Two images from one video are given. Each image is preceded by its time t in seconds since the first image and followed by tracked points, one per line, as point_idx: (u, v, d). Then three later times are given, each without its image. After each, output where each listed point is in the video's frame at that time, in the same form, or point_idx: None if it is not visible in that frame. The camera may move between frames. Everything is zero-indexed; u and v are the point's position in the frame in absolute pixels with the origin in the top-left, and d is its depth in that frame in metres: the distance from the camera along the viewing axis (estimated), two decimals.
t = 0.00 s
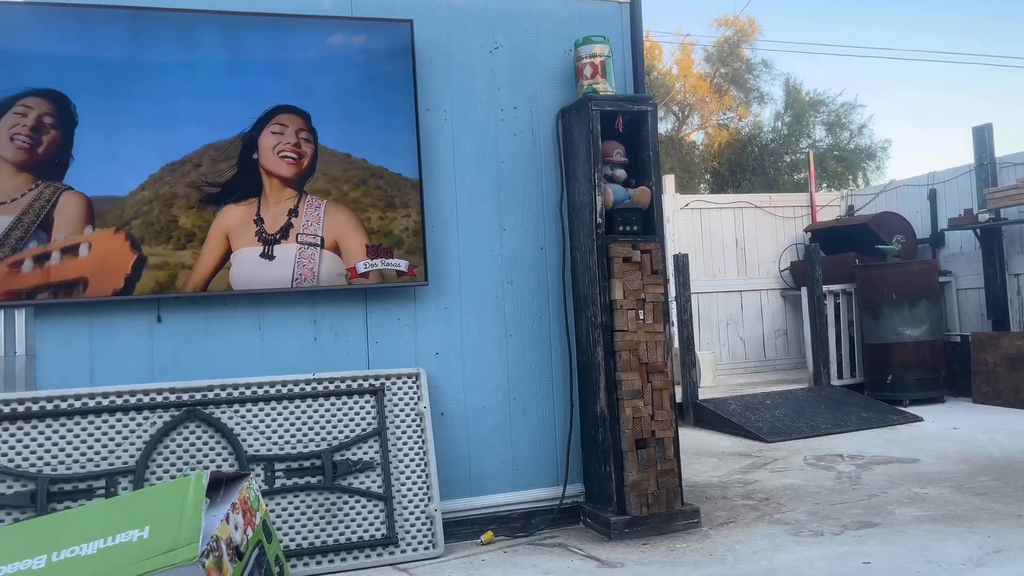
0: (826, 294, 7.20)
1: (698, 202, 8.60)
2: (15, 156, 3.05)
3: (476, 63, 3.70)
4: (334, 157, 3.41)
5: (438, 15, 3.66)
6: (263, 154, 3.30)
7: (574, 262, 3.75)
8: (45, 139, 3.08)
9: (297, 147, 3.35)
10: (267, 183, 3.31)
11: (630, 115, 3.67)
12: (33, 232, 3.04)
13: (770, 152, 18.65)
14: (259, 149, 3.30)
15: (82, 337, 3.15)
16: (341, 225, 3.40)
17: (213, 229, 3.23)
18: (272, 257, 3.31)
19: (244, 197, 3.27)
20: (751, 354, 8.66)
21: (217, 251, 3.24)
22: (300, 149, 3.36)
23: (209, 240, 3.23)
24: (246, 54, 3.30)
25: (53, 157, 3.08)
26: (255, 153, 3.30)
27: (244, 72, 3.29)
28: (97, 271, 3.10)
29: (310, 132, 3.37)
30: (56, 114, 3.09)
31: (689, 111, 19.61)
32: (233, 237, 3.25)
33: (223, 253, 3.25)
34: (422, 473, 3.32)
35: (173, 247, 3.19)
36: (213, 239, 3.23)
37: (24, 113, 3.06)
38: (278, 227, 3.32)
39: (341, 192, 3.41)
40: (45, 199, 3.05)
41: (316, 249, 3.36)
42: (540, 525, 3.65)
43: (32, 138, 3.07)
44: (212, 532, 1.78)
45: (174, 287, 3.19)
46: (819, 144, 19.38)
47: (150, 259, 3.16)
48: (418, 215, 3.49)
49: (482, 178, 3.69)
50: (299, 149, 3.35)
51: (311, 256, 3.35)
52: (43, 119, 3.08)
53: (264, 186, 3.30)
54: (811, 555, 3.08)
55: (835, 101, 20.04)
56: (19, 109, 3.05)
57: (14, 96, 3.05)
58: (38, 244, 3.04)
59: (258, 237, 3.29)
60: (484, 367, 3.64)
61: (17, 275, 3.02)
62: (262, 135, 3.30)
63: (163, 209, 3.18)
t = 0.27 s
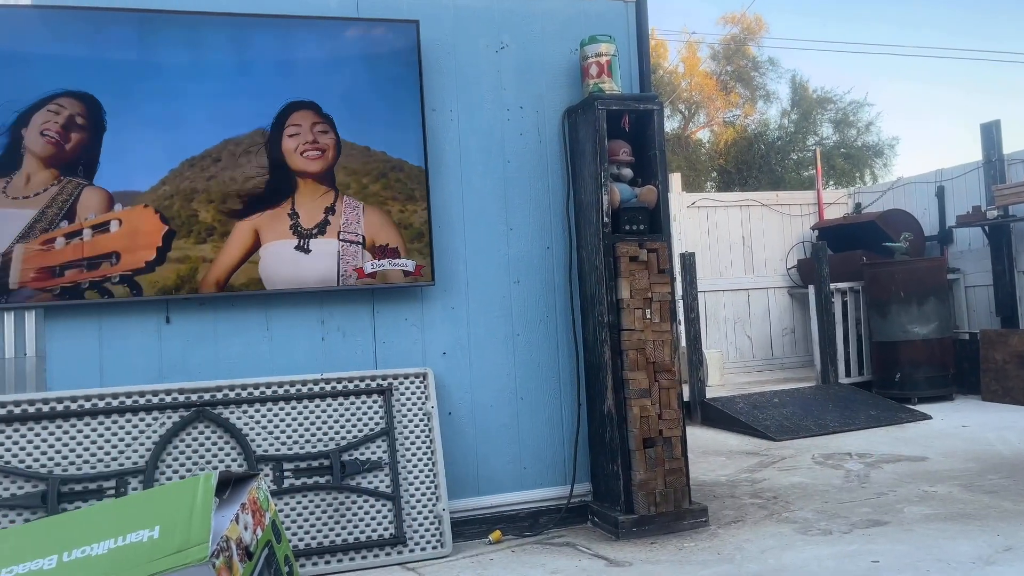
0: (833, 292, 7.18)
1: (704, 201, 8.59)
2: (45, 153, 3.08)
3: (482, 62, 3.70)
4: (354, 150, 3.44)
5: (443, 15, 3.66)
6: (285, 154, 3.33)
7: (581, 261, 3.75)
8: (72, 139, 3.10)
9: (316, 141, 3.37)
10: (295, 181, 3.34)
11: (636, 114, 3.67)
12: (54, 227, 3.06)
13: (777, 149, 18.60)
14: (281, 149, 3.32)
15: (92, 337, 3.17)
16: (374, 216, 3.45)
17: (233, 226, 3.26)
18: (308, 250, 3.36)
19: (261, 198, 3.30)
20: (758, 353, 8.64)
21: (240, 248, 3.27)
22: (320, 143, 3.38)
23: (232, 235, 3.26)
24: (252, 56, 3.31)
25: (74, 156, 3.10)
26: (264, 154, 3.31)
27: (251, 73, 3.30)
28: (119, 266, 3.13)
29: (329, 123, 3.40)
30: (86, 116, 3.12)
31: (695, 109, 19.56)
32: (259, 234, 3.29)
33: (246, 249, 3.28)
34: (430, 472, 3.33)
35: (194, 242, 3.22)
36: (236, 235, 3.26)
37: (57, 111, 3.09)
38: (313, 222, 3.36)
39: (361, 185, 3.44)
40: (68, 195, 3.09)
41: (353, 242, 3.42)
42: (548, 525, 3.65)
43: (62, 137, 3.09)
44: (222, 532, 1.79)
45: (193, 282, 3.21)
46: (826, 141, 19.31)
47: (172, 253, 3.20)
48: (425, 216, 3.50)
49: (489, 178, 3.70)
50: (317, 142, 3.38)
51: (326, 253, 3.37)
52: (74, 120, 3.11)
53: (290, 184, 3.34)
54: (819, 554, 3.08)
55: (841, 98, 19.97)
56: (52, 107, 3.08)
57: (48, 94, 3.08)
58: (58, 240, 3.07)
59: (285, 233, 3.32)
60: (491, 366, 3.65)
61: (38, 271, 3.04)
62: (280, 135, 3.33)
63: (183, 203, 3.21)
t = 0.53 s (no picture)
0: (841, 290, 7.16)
1: (711, 199, 8.58)
2: (60, 147, 3.09)
3: (488, 62, 3.70)
4: (371, 144, 3.45)
5: (449, 14, 3.66)
6: (306, 156, 3.35)
7: (587, 261, 3.75)
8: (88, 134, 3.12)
9: (334, 139, 3.39)
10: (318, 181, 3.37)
11: (643, 113, 3.66)
12: (74, 228, 3.08)
13: (783, 147, 18.55)
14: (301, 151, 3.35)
15: (100, 337, 3.18)
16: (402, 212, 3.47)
17: (252, 219, 3.29)
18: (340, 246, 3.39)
19: (277, 196, 3.32)
20: (765, 351, 8.63)
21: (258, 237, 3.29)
22: (337, 140, 3.40)
23: (248, 232, 3.28)
24: (258, 56, 3.32)
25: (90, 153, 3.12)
26: (271, 155, 3.32)
27: (258, 75, 3.31)
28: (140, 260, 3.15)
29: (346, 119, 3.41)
30: (100, 109, 3.13)
31: (702, 107, 19.52)
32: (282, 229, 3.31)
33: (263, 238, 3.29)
34: (437, 472, 3.33)
35: (213, 235, 3.24)
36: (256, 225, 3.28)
37: (71, 105, 3.10)
38: (345, 219, 3.40)
39: (379, 178, 3.46)
40: (86, 194, 3.10)
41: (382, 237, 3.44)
42: (556, 524, 3.65)
43: (77, 130, 3.11)
44: (230, 533, 1.79)
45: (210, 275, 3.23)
46: (833, 138, 19.25)
47: (191, 247, 3.22)
48: (432, 215, 3.50)
49: (495, 178, 3.69)
50: (336, 140, 3.40)
51: (344, 248, 3.39)
52: (89, 114, 3.12)
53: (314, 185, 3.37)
54: (828, 554, 3.07)
55: (848, 96, 19.89)
56: (66, 101, 3.09)
57: (61, 88, 3.09)
58: (78, 241, 3.08)
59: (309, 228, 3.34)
60: (498, 366, 3.65)
61: (60, 273, 3.06)
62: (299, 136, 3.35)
63: (203, 197, 3.24)
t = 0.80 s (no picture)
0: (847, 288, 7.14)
1: (717, 197, 8.56)
2: (72, 142, 3.10)
3: (493, 61, 3.70)
4: (377, 143, 3.45)
5: (454, 13, 3.66)
6: (324, 152, 3.38)
7: (593, 260, 3.74)
8: (99, 126, 3.13)
9: (350, 133, 3.41)
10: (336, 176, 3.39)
11: (648, 112, 3.65)
12: (96, 229, 3.11)
13: (789, 145, 18.50)
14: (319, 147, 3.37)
15: (108, 337, 3.20)
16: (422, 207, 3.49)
17: (271, 214, 3.30)
18: (363, 244, 3.41)
19: (287, 194, 3.32)
20: (772, 350, 8.61)
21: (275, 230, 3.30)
22: (354, 134, 3.42)
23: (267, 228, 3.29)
24: (264, 57, 3.32)
25: (103, 150, 3.13)
26: (277, 155, 3.32)
27: (263, 75, 3.31)
28: (159, 255, 3.17)
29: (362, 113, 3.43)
30: (108, 99, 3.14)
31: (707, 106, 19.48)
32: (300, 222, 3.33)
33: (279, 229, 3.31)
34: (444, 472, 3.34)
35: (230, 229, 3.26)
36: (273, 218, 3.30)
37: (77, 98, 3.11)
38: (366, 215, 3.42)
39: (389, 173, 3.46)
40: (104, 194, 3.12)
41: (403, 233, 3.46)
42: (562, 524, 3.65)
43: (87, 123, 3.12)
44: (238, 532, 1.78)
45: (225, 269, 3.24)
46: (839, 136, 19.19)
47: (209, 240, 3.23)
48: (437, 215, 3.50)
49: (500, 178, 3.69)
50: (352, 135, 3.42)
51: (350, 247, 3.39)
52: (96, 105, 3.13)
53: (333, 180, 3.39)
54: (835, 553, 3.06)
55: (854, 93, 19.83)
56: (71, 95, 3.11)
57: (66, 82, 3.10)
58: (100, 243, 3.11)
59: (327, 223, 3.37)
60: (504, 366, 3.65)
61: (86, 277, 3.10)
62: (315, 133, 3.37)
63: (219, 191, 3.25)
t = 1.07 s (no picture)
0: (852, 286, 7.12)
1: (721, 196, 8.55)
2: (78, 140, 3.11)
3: (496, 60, 3.70)
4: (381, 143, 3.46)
5: (458, 13, 3.66)
6: (328, 147, 3.38)
7: (597, 259, 3.74)
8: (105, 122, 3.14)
9: (353, 128, 3.42)
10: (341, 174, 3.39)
11: (652, 111, 3.65)
12: (107, 229, 3.12)
13: (793, 144, 18.46)
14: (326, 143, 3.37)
15: (113, 338, 3.20)
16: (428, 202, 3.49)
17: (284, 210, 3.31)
18: (368, 244, 3.42)
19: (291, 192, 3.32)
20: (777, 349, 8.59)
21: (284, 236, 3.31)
22: (357, 129, 3.42)
23: (279, 226, 3.30)
24: (268, 57, 3.33)
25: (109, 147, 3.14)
26: (281, 154, 3.32)
27: (267, 75, 3.32)
28: (171, 250, 3.19)
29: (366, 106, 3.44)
30: (110, 93, 3.15)
31: (711, 104, 19.45)
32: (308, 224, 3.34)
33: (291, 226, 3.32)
34: (448, 471, 3.34)
35: (243, 223, 3.27)
36: (282, 224, 3.30)
37: (79, 95, 3.11)
38: (371, 211, 3.42)
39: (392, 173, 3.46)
40: (113, 194, 3.13)
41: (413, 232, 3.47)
42: (567, 523, 3.65)
43: (91, 119, 3.12)
44: (242, 531, 1.78)
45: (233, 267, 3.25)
46: (843, 134, 19.15)
47: (222, 235, 3.25)
48: (440, 215, 3.50)
49: (505, 177, 3.69)
50: (357, 130, 3.42)
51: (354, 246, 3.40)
52: (99, 101, 3.14)
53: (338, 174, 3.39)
54: (840, 551, 3.06)
55: (859, 91, 19.78)
56: (73, 91, 3.11)
57: (67, 79, 3.10)
58: (113, 243, 3.13)
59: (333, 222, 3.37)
60: (509, 365, 3.65)
61: (99, 278, 3.11)
62: (319, 128, 3.37)
63: (232, 185, 3.26)
